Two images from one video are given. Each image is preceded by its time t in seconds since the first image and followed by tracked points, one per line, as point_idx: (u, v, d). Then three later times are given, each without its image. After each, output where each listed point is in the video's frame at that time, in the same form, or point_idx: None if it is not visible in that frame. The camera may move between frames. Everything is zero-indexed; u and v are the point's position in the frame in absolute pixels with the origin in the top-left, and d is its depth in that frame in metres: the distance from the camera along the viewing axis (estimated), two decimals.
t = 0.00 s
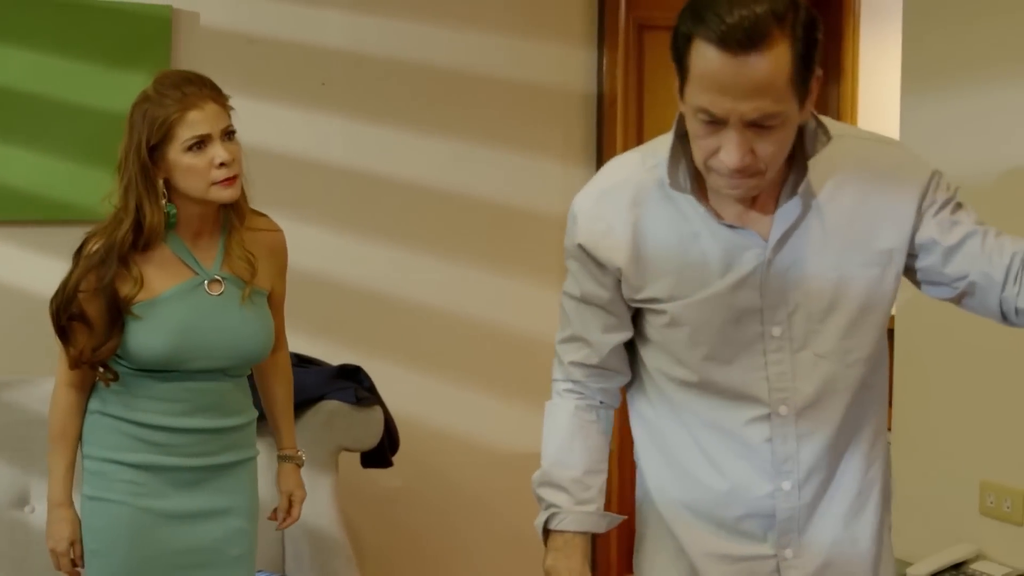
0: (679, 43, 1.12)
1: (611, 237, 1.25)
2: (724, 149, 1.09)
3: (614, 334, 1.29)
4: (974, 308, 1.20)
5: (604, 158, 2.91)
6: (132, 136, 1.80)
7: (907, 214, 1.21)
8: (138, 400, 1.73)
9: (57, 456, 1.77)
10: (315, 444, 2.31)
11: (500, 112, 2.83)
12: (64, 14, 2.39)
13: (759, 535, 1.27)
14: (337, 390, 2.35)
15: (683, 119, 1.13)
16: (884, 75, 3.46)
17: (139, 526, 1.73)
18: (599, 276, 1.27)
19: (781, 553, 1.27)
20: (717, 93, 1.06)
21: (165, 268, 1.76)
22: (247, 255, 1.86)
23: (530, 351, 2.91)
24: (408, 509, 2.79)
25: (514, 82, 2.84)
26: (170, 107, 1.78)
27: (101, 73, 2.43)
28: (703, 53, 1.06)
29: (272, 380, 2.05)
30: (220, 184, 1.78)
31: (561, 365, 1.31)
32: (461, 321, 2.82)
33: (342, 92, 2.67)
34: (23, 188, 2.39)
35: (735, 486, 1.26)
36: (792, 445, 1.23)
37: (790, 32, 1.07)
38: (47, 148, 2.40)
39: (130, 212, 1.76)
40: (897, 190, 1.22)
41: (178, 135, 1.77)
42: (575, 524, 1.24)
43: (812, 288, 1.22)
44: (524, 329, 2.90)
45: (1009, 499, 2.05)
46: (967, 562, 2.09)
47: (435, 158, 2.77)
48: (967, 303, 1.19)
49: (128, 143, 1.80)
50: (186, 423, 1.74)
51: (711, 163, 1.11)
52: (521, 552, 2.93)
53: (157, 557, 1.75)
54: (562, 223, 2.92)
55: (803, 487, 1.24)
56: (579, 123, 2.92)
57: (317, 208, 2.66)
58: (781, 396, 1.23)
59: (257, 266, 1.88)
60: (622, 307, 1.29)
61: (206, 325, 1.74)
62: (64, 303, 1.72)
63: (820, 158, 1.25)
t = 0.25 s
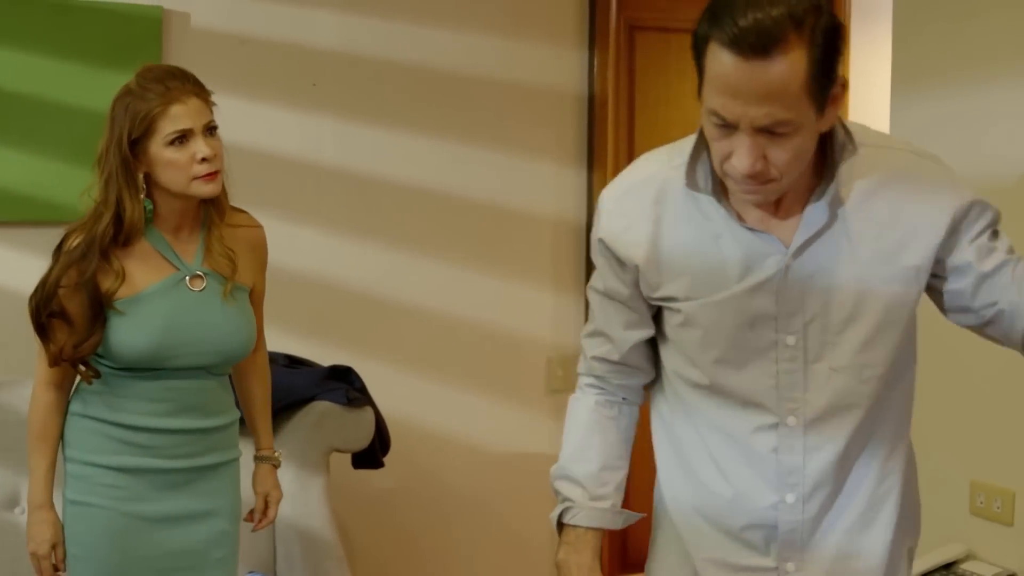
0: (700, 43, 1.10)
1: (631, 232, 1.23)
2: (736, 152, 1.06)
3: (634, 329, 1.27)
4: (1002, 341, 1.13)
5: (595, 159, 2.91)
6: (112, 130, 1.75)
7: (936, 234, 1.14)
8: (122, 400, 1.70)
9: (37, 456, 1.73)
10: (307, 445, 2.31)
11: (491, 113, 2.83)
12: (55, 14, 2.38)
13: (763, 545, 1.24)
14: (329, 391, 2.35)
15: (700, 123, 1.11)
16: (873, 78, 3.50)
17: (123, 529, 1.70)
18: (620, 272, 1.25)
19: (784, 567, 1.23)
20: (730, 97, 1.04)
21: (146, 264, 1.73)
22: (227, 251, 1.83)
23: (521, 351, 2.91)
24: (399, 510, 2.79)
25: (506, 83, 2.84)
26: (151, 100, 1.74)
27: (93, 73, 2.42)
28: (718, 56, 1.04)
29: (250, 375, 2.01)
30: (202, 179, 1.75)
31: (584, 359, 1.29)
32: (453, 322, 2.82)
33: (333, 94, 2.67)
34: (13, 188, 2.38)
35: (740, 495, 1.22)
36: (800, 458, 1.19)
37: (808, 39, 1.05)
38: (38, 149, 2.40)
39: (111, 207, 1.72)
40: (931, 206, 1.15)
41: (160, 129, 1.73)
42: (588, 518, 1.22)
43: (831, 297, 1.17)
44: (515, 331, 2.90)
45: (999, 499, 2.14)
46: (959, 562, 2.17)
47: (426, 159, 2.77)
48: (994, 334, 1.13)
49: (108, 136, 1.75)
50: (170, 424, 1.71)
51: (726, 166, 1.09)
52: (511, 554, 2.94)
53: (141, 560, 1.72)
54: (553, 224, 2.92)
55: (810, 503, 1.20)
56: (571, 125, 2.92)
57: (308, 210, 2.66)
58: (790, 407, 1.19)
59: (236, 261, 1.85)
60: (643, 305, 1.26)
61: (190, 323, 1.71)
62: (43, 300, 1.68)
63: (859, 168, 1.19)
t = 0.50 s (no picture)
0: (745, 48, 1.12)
1: (667, 236, 1.28)
2: (776, 159, 1.09)
3: (665, 332, 1.33)
4: None
5: (591, 162, 2.91)
6: (95, 129, 1.73)
7: (980, 257, 1.20)
8: (109, 403, 1.68)
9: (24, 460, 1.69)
10: (304, 448, 2.31)
11: (486, 116, 2.83)
12: (51, 18, 2.38)
13: (780, 555, 1.30)
14: (325, 394, 2.32)
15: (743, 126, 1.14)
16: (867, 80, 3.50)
17: (110, 534, 1.69)
18: (654, 273, 1.30)
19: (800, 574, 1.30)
20: (774, 103, 1.07)
21: (132, 264, 1.71)
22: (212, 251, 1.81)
23: (516, 354, 2.91)
24: (394, 512, 2.79)
25: (502, 86, 2.84)
26: (136, 99, 1.71)
27: (89, 76, 2.42)
28: (764, 63, 1.07)
29: (233, 374, 1.96)
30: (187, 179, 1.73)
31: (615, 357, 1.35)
32: (449, 325, 2.82)
33: (329, 96, 2.67)
34: (8, 191, 2.38)
35: (762, 502, 1.29)
36: (822, 471, 1.25)
37: (855, 50, 1.07)
38: (34, 152, 2.39)
39: (97, 207, 1.69)
40: (977, 228, 1.21)
41: (144, 128, 1.71)
42: (616, 520, 1.28)
43: (864, 312, 1.22)
44: (510, 334, 2.90)
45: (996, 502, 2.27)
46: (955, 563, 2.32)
47: (422, 161, 2.77)
48: None
49: (91, 136, 1.73)
50: (158, 427, 1.69)
51: (765, 172, 1.12)
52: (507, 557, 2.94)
53: (129, 564, 1.71)
54: (549, 226, 2.92)
55: (830, 514, 1.26)
56: (567, 128, 2.93)
57: (305, 212, 2.66)
58: (815, 420, 1.24)
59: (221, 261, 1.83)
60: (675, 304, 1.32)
61: (177, 324, 1.69)
62: (28, 302, 1.65)
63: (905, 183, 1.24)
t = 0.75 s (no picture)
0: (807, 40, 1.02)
1: (712, 227, 1.19)
2: (834, 160, 0.99)
3: (708, 330, 1.22)
4: None
5: (591, 166, 2.91)
6: (80, 130, 1.71)
7: None
8: (94, 406, 1.64)
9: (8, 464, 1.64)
10: (304, 450, 2.31)
11: (488, 118, 2.83)
12: (51, 20, 2.38)
13: (820, 564, 1.19)
14: (325, 397, 2.32)
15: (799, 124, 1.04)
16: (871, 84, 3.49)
17: (99, 539, 1.65)
18: (696, 266, 1.20)
19: None
20: (834, 102, 0.97)
21: (119, 264, 1.68)
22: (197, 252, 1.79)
23: (516, 357, 2.91)
24: (394, 515, 2.79)
25: (503, 88, 2.84)
26: (121, 99, 1.70)
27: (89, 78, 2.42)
28: (826, 57, 0.97)
29: (217, 377, 1.95)
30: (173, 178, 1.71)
31: (652, 354, 1.24)
32: (449, 327, 2.82)
33: (329, 99, 2.67)
34: (7, 193, 2.38)
35: (803, 509, 1.18)
36: (867, 477, 1.15)
37: (925, 49, 0.98)
38: (34, 154, 2.40)
39: (83, 207, 1.67)
40: None
41: (129, 128, 1.70)
42: (651, 521, 1.17)
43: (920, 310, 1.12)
44: (511, 336, 2.90)
45: (997, 505, 2.44)
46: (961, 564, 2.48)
47: (423, 164, 2.77)
48: None
49: (76, 137, 1.71)
50: (145, 429, 1.66)
51: (823, 174, 1.02)
52: (508, 561, 2.93)
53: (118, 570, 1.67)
54: (550, 228, 2.92)
55: (873, 523, 1.16)
56: (569, 130, 2.92)
57: (304, 215, 2.66)
58: (863, 424, 1.14)
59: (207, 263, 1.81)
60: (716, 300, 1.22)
61: (164, 325, 1.67)
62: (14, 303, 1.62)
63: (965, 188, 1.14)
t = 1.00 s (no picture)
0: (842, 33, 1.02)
1: (738, 225, 1.19)
2: (865, 152, 1.00)
3: (732, 329, 1.23)
4: None
5: (591, 166, 2.91)
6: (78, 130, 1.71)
7: None
8: (81, 407, 1.63)
9: None
10: (304, 451, 2.31)
11: (487, 119, 2.83)
12: (50, 21, 2.38)
13: (848, 564, 1.20)
14: (326, 397, 2.31)
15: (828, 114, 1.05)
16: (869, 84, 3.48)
17: (88, 540, 1.64)
18: (721, 265, 1.20)
19: None
20: (867, 95, 0.97)
21: (104, 266, 1.68)
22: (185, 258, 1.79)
23: (516, 358, 2.90)
24: (393, 515, 2.80)
25: (503, 89, 2.84)
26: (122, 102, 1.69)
27: (88, 79, 2.42)
28: (858, 51, 0.98)
29: (205, 380, 1.94)
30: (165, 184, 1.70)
31: (674, 355, 1.24)
32: (449, 327, 2.82)
33: (330, 99, 2.67)
34: (7, 195, 2.38)
35: (830, 509, 1.19)
36: (896, 476, 1.16)
37: (960, 44, 0.98)
38: (34, 155, 2.39)
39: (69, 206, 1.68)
40: None
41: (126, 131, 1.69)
42: (674, 523, 1.18)
43: (948, 310, 1.12)
44: (510, 337, 2.89)
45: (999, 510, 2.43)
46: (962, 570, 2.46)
47: (423, 164, 2.77)
48: None
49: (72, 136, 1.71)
50: (134, 429, 1.65)
51: (852, 167, 1.03)
52: (507, 561, 2.93)
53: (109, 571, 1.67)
54: (550, 227, 2.92)
55: (901, 522, 1.17)
56: (569, 131, 2.92)
57: (304, 215, 2.66)
58: (891, 424, 1.14)
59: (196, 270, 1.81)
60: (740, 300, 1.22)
61: (151, 326, 1.66)
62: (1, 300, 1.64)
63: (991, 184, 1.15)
